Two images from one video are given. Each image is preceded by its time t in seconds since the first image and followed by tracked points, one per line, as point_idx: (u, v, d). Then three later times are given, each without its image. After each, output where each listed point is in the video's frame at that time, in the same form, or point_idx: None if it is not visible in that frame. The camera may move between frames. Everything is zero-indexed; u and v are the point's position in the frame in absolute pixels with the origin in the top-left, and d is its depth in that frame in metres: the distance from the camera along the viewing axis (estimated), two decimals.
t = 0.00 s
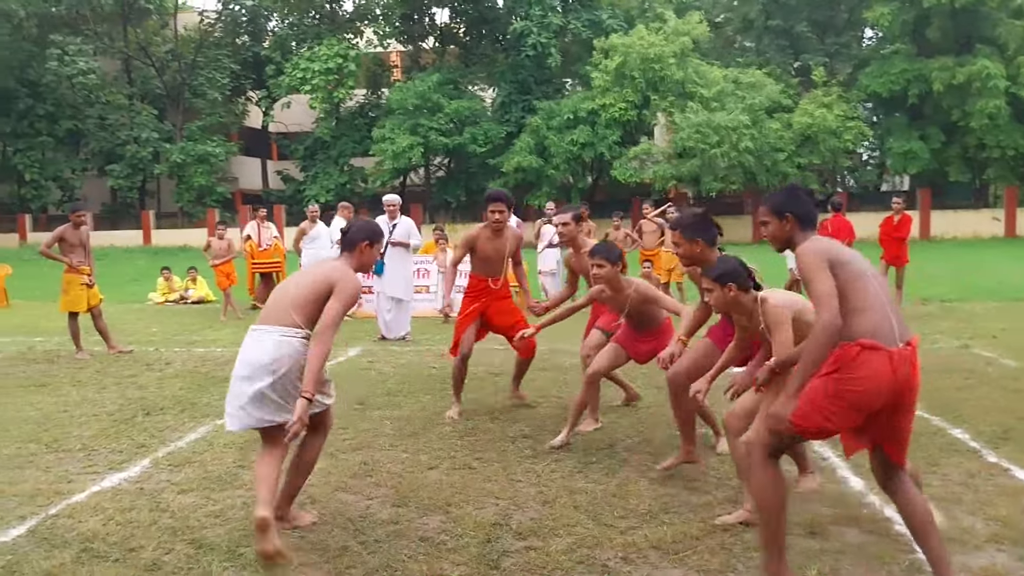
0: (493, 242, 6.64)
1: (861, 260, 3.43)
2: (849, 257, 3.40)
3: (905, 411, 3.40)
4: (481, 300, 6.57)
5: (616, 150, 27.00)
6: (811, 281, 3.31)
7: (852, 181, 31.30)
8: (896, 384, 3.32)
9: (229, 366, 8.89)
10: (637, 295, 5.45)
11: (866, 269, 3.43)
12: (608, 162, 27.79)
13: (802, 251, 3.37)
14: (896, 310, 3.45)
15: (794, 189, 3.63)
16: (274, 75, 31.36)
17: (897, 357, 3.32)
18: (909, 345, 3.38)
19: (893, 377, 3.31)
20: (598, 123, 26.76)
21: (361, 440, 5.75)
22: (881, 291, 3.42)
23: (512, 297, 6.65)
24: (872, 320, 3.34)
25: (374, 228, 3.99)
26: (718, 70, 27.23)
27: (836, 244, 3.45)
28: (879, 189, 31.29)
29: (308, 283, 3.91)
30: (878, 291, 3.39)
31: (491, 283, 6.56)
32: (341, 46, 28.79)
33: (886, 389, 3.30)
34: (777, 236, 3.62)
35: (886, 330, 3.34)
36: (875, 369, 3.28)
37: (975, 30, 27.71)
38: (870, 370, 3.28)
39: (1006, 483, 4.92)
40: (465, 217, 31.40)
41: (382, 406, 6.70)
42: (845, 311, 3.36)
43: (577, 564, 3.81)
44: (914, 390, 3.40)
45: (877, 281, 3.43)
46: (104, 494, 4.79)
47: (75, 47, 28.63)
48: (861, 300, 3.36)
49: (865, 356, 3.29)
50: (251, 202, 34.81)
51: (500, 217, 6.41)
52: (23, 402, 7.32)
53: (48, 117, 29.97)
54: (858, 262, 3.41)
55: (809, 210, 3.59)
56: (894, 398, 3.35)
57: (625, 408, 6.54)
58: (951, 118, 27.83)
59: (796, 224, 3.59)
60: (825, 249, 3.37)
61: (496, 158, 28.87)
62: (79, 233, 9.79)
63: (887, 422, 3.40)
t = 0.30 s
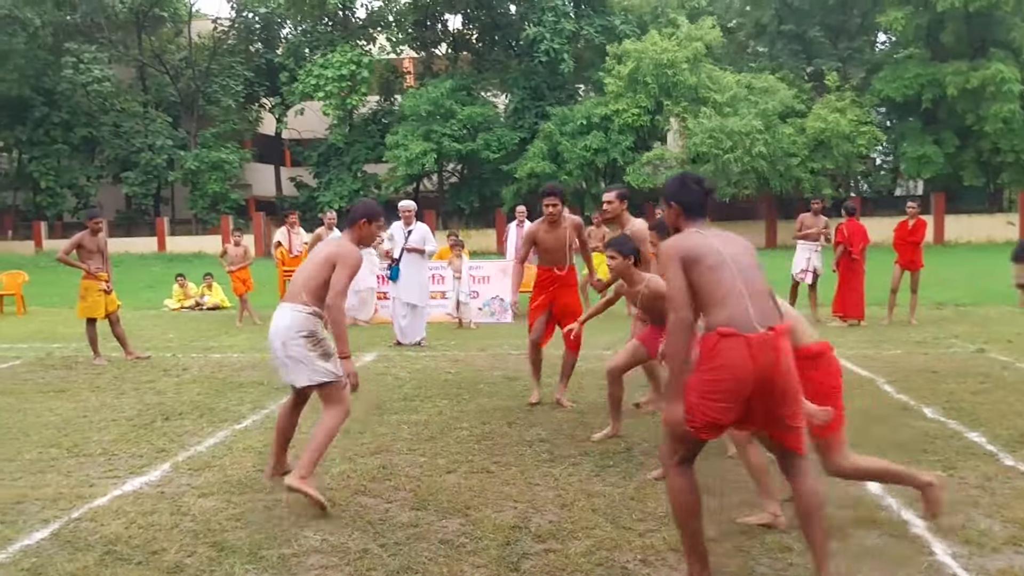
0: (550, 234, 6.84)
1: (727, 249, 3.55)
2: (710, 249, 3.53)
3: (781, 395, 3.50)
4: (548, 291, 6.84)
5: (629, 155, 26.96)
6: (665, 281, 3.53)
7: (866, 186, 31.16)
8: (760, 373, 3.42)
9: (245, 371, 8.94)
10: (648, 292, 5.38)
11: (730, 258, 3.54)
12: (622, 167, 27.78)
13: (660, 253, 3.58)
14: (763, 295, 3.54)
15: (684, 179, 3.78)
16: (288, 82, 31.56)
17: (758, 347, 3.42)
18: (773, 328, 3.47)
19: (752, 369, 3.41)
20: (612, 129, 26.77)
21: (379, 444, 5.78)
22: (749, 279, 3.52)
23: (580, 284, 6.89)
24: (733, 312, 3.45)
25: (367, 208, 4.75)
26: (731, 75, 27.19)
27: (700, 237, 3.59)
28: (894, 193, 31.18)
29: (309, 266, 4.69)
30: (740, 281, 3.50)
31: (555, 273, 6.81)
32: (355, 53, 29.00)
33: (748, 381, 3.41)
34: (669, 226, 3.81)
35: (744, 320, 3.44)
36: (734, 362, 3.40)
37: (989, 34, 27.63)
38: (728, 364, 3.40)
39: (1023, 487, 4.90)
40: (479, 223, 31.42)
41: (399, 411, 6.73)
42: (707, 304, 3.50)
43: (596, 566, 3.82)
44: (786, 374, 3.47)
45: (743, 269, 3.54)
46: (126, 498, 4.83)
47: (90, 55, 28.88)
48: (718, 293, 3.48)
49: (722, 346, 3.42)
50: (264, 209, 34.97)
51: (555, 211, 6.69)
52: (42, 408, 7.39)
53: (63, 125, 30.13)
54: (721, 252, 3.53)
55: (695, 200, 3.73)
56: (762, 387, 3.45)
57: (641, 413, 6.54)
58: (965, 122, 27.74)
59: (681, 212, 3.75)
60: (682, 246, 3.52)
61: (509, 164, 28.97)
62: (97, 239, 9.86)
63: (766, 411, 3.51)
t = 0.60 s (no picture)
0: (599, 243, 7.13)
1: (640, 262, 3.40)
2: (623, 259, 3.40)
3: (676, 416, 3.37)
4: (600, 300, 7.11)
5: (643, 157, 26.90)
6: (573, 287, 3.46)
7: (880, 188, 30.98)
8: (644, 391, 3.31)
9: (261, 373, 8.96)
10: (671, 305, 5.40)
11: (641, 271, 3.39)
12: (636, 169, 27.72)
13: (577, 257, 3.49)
14: (670, 314, 3.37)
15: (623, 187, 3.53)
16: (302, 84, 31.66)
17: (645, 365, 3.30)
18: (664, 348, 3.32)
19: (634, 385, 3.30)
20: (626, 131, 26.73)
21: (397, 445, 5.79)
22: (657, 296, 3.36)
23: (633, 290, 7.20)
24: (628, 327, 3.32)
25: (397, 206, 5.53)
26: (745, 77, 27.08)
27: (618, 244, 3.46)
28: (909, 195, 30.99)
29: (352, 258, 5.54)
30: (644, 295, 3.35)
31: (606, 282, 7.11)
32: (369, 56, 29.08)
33: (630, 397, 3.32)
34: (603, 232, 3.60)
35: (638, 337, 3.31)
36: (619, 375, 3.31)
37: (1003, 35, 27.45)
38: (611, 377, 3.33)
39: None
40: (493, 225, 31.42)
41: (416, 412, 6.73)
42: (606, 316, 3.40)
43: (614, 565, 3.81)
44: (673, 395, 3.33)
45: (653, 284, 3.37)
46: (145, 499, 4.84)
47: (105, 58, 29.03)
48: (617, 308, 3.36)
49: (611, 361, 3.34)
50: (278, 211, 35.08)
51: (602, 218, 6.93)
52: (60, 410, 7.42)
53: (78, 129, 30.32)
54: (632, 264, 3.40)
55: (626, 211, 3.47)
56: (647, 405, 3.33)
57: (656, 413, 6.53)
58: (979, 123, 27.57)
59: (613, 219, 3.50)
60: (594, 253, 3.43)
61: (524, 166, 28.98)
62: (113, 242, 9.90)
63: (656, 427, 3.41)
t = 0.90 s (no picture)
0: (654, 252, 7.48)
1: (527, 254, 3.80)
2: (512, 252, 3.81)
3: (558, 393, 3.69)
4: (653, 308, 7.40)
5: (658, 164, 26.91)
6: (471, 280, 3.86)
7: (898, 194, 30.79)
8: (527, 371, 3.66)
9: (276, 379, 9.02)
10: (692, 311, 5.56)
11: (527, 263, 3.78)
12: (651, 176, 27.71)
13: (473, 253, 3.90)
14: (554, 300, 3.74)
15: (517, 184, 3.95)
16: (319, 92, 31.85)
17: (528, 348, 3.65)
18: (548, 330, 3.68)
19: (518, 366, 3.65)
20: (641, 138, 26.72)
21: (409, 450, 5.82)
22: (541, 285, 3.74)
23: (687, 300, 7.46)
24: (514, 312, 3.70)
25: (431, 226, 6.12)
26: (760, 83, 27.03)
27: (512, 240, 3.87)
28: (928, 201, 30.78)
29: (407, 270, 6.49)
30: (528, 284, 3.73)
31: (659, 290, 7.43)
32: (385, 64, 29.22)
33: (515, 377, 3.67)
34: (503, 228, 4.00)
35: (521, 322, 3.68)
36: (505, 356, 3.67)
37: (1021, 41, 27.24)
38: (497, 359, 3.69)
39: None
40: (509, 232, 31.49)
41: (428, 417, 6.77)
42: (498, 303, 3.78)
43: (622, 570, 3.82)
44: (554, 373, 3.67)
45: (538, 274, 3.76)
46: (160, 503, 4.89)
47: (124, 66, 29.31)
48: (507, 295, 3.74)
49: (500, 344, 3.69)
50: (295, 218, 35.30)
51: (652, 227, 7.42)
52: (77, 415, 7.50)
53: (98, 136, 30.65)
54: (520, 257, 3.80)
55: (518, 205, 3.87)
56: (532, 385, 3.68)
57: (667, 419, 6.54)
58: (997, 129, 27.41)
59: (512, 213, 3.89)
60: (488, 247, 3.84)
61: (539, 173, 29.04)
62: (131, 248, 10.00)
63: (544, 407, 3.74)
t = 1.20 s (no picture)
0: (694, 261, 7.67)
1: (447, 281, 3.79)
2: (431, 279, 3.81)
3: (462, 420, 3.61)
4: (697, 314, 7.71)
5: (674, 168, 26.85)
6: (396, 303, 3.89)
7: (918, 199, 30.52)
8: (430, 395, 3.60)
9: (283, 381, 9.07)
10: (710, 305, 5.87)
11: (444, 288, 3.77)
12: (667, 180, 27.67)
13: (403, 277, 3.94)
14: (465, 327, 3.68)
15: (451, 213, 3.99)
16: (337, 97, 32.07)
17: (432, 372, 3.59)
18: (452, 356, 3.60)
19: (421, 389, 3.60)
20: (657, 142, 26.66)
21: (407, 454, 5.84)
22: (454, 310, 3.70)
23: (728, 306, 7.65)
24: (424, 336, 3.66)
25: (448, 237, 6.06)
26: (778, 87, 26.91)
27: (436, 265, 3.88)
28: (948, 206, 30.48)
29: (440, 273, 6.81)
30: (441, 309, 3.70)
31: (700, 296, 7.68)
32: (403, 68, 29.36)
33: (419, 399, 3.62)
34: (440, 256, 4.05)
35: (426, 347, 3.63)
36: (411, 379, 3.64)
37: None
38: (404, 382, 3.66)
39: None
40: (524, 235, 31.55)
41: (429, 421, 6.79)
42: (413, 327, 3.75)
43: None
44: (457, 399, 3.58)
45: (453, 300, 3.73)
46: (156, 503, 4.94)
47: (146, 72, 29.62)
48: (419, 318, 3.72)
49: (407, 368, 3.66)
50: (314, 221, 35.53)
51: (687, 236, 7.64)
52: (85, 415, 7.60)
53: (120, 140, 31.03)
54: (437, 283, 3.79)
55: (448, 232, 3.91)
56: (435, 409, 3.61)
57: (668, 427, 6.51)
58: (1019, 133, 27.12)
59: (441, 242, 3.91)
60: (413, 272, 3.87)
61: (555, 177, 29.05)
62: (144, 251, 10.08)
63: (451, 433, 3.67)
